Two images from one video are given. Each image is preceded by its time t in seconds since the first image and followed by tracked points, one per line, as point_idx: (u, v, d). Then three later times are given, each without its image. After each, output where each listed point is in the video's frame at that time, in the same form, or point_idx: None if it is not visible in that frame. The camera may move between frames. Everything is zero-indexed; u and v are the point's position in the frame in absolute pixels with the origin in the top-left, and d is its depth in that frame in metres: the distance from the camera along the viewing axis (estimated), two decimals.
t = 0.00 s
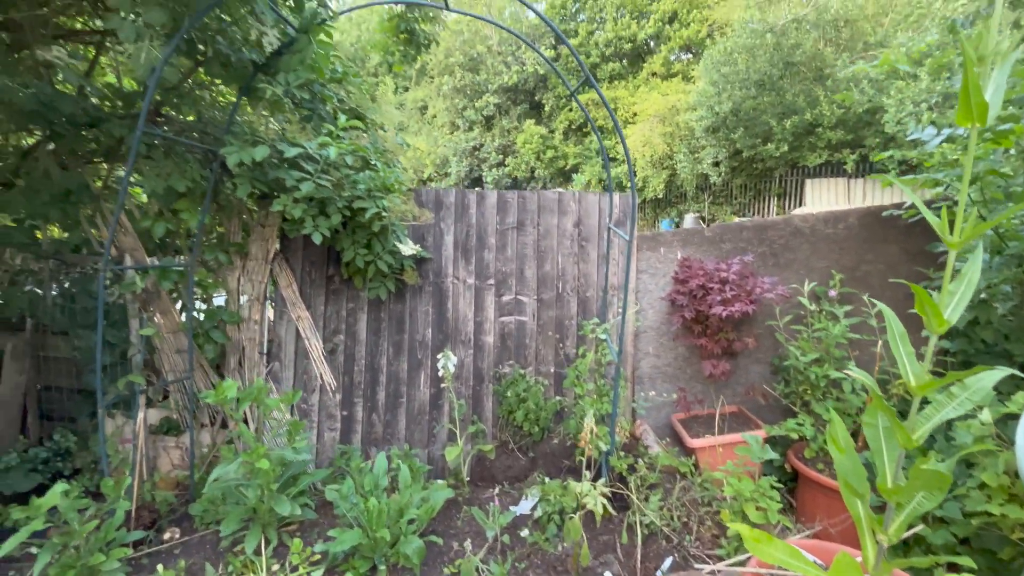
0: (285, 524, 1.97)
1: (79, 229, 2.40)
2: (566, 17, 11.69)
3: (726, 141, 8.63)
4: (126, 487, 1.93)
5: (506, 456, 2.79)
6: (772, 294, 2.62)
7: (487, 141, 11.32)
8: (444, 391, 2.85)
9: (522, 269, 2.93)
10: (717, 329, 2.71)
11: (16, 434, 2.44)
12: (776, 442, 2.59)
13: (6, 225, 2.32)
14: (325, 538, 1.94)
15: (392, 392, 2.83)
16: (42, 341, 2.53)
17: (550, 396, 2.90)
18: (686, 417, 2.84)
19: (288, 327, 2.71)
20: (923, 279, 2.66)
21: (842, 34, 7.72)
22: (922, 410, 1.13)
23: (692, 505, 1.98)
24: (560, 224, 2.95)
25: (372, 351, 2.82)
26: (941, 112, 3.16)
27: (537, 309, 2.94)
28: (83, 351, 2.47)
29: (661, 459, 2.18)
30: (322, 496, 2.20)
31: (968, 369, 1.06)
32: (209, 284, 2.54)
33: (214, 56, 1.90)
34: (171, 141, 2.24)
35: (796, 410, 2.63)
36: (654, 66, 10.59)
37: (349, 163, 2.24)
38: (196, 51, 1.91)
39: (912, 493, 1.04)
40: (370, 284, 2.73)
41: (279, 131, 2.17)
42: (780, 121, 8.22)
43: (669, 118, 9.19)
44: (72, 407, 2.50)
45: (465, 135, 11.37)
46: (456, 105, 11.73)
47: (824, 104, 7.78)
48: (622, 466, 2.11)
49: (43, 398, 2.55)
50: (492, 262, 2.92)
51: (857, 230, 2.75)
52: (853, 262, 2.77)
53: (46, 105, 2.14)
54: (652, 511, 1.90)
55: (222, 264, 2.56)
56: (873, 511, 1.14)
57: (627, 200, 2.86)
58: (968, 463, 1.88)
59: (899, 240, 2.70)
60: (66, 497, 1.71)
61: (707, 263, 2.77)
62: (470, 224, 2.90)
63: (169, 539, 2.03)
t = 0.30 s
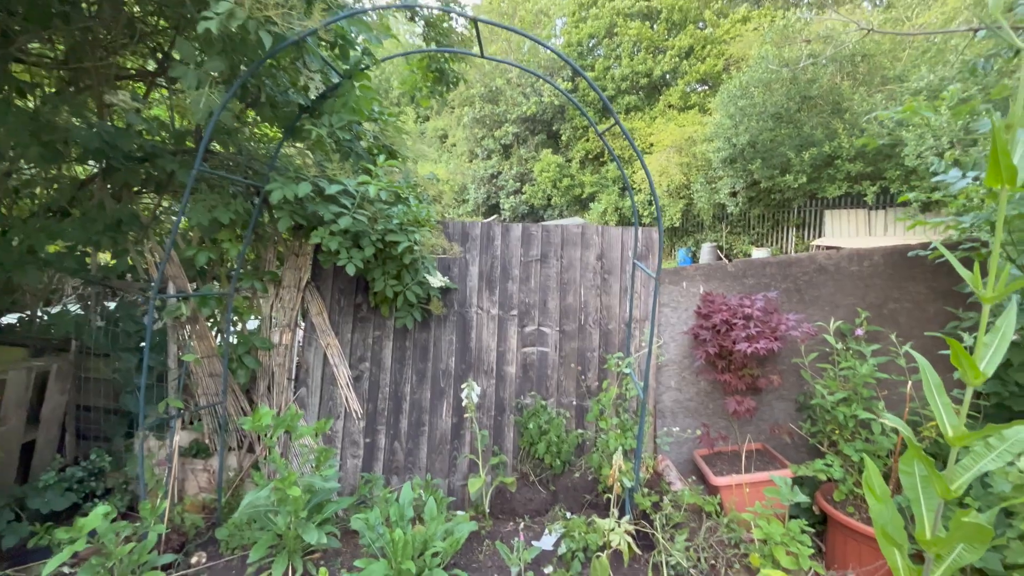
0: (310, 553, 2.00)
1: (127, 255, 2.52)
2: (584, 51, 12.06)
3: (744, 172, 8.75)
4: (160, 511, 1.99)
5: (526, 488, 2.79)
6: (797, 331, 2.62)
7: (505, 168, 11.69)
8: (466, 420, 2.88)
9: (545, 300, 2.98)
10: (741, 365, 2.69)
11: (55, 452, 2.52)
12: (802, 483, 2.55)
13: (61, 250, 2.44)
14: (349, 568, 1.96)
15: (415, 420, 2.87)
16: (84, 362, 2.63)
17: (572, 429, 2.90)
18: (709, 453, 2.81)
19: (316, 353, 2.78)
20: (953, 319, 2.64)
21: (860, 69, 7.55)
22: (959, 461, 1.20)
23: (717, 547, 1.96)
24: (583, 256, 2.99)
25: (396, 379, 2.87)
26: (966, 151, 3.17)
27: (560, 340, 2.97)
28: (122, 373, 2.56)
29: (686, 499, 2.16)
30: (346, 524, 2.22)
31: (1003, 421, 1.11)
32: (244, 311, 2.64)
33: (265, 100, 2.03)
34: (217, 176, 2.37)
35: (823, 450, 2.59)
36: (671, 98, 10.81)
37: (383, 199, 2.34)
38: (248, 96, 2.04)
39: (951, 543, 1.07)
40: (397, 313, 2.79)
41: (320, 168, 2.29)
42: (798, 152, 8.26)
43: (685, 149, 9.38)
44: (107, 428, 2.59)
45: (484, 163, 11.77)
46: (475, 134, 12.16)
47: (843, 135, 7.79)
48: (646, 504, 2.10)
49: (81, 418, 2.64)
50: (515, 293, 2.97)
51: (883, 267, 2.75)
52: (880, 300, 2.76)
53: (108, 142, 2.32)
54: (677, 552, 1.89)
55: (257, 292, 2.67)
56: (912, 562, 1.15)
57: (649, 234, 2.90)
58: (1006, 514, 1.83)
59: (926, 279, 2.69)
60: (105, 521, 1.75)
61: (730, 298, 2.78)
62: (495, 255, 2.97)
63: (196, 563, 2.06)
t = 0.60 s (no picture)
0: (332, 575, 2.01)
1: (162, 276, 2.61)
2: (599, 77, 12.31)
3: (760, 196, 8.80)
4: (188, 529, 2.02)
5: (545, 515, 2.77)
6: (821, 360, 2.59)
7: (520, 189, 11.91)
8: (485, 443, 2.88)
9: (565, 324, 2.99)
10: (764, 393, 2.67)
11: (85, 467, 2.58)
12: (828, 517, 2.49)
13: (100, 271, 2.56)
14: None
15: (434, 443, 2.88)
16: (117, 378, 2.72)
17: (591, 455, 2.88)
18: (731, 482, 2.76)
19: (339, 374, 2.83)
20: (982, 350, 2.60)
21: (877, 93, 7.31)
22: (999, 500, 1.21)
23: None
24: (603, 281, 3.01)
25: (417, 400, 2.90)
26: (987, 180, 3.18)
27: (579, 365, 2.97)
28: (153, 390, 2.63)
29: (711, 531, 2.13)
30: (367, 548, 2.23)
31: None
32: (272, 332, 2.71)
33: (303, 131, 2.13)
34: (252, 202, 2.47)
35: (849, 482, 2.54)
36: (685, 123, 10.93)
37: (411, 225, 2.41)
38: (287, 127, 2.14)
39: None
40: (419, 335, 2.83)
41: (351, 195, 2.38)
42: (815, 177, 8.25)
43: (700, 172, 9.46)
44: (136, 443, 2.65)
45: (499, 185, 12.01)
46: (491, 155, 12.43)
47: (860, 159, 7.76)
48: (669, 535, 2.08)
49: (112, 432, 2.71)
50: (536, 317, 2.99)
51: (907, 297, 2.73)
52: (905, 329, 2.74)
53: (152, 169, 2.43)
54: None
55: (285, 313, 2.74)
56: None
57: (670, 260, 2.91)
58: None
59: (953, 309, 2.68)
60: (138, 539, 1.78)
61: (752, 325, 2.77)
62: (516, 279, 3.00)
63: None
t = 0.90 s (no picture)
0: None
1: (190, 288, 2.69)
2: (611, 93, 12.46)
3: (774, 212, 8.80)
4: (213, 538, 2.06)
5: (562, 531, 2.76)
6: (843, 378, 2.57)
7: (531, 203, 12.05)
8: (502, 458, 2.89)
9: (582, 339, 3.00)
10: (785, 411, 2.64)
11: (111, 474, 2.64)
12: (852, 539, 2.45)
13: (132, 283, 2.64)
14: None
15: (452, 456, 2.90)
16: (145, 388, 2.80)
17: (609, 471, 2.87)
18: (751, 501, 2.73)
19: (359, 386, 2.86)
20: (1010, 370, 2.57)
21: (892, 110, 7.25)
22: None
23: None
24: (621, 296, 3.02)
25: (435, 413, 2.92)
26: (1009, 197, 3.15)
27: (597, 380, 2.98)
28: (178, 400, 2.70)
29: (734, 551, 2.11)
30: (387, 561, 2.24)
31: None
32: (296, 344, 2.76)
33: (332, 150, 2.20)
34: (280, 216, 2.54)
35: (874, 503, 2.49)
36: (697, 138, 10.99)
37: (433, 240, 2.46)
38: (317, 145, 2.22)
39: None
40: (438, 348, 2.86)
41: (376, 211, 2.45)
42: (830, 192, 8.21)
43: (713, 186, 9.48)
44: (161, 452, 2.70)
45: (511, 199, 12.16)
46: (503, 169, 12.59)
47: (876, 174, 7.70)
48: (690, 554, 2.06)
49: (138, 441, 2.78)
50: (553, 331, 3.01)
51: (931, 315, 2.71)
52: (929, 347, 2.71)
53: (186, 186, 2.51)
54: None
55: (308, 325, 2.79)
56: None
57: (688, 276, 2.91)
58: None
59: (978, 327, 2.65)
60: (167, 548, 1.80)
61: (771, 342, 2.76)
62: (534, 293, 3.03)
63: None
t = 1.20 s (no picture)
0: None
1: (207, 299, 2.73)
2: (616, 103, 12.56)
3: (780, 220, 8.86)
4: (231, 547, 2.08)
5: (574, 543, 2.78)
6: (855, 391, 2.58)
7: (536, 211, 12.17)
8: (513, 468, 2.91)
9: (593, 349, 3.02)
10: (797, 424, 2.64)
11: (129, 482, 2.68)
12: (865, 552, 2.45)
13: (150, 292, 2.70)
14: None
15: (463, 466, 2.92)
16: (162, 397, 2.84)
17: (619, 482, 2.88)
18: (762, 513, 2.73)
19: (371, 395, 2.89)
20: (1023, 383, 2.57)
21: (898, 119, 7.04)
22: None
23: None
24: (631, 307, 3.04)
25: (446, 423, 2.94)
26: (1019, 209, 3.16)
27: (607, 391, 2.99)
28: (195, 409, 2.74)
29: (747, 564, 2.11)
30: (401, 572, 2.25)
31: None
32: (310, 354, 2.81)
33: (350, 165, 2.26)
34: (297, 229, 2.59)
35: (887, 517, 2.49)
36: (702, 147, 11.04)
37: (447, 252, 2.50)
38: (335, 160, 2.27)
39: None
40: (450, 359, 2.89)
41: (391, 223, 2.49)
42: (836, 201, 8.21)
43: (718, 195, 9.52)
44: (177, 460, 2.74)
45: (516, 207, 12.26)
46: (509, 178, 12.70)
47: (884, 183, 7.69)
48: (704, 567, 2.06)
49: (154, 449, 2.82)
50: (564, 342, 3.03)
51: (942, 327, 2.72)
52: (940, 360, 2.72)
53: (205, 199, 2.56)
54: None
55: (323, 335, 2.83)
56: None
57: (697, 287, 2.93)
58: None
59: (989, 341, 2.66)
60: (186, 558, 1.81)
61: (782, 354, 2.77)
62: (544, 304, 3.05)
63: None
